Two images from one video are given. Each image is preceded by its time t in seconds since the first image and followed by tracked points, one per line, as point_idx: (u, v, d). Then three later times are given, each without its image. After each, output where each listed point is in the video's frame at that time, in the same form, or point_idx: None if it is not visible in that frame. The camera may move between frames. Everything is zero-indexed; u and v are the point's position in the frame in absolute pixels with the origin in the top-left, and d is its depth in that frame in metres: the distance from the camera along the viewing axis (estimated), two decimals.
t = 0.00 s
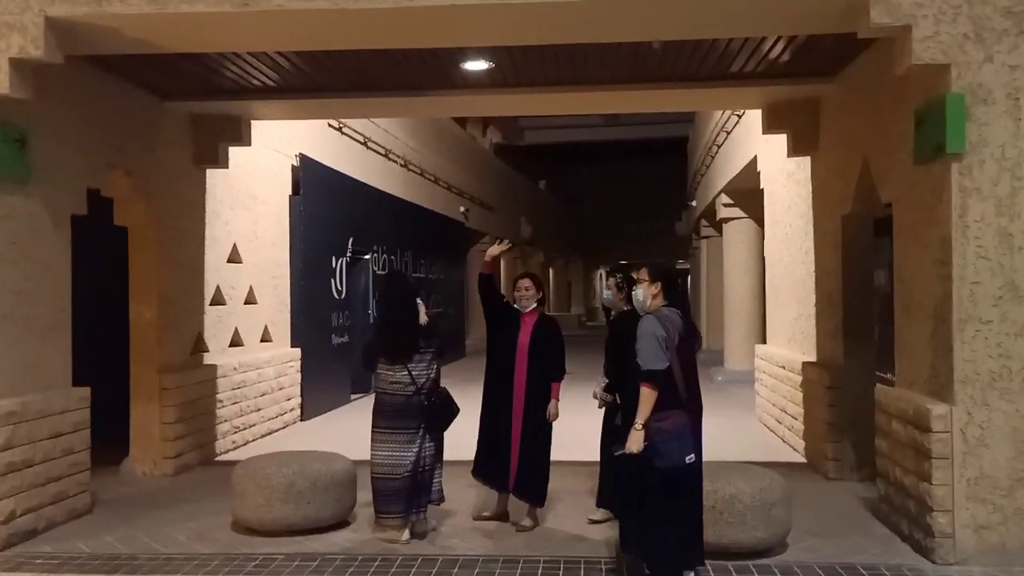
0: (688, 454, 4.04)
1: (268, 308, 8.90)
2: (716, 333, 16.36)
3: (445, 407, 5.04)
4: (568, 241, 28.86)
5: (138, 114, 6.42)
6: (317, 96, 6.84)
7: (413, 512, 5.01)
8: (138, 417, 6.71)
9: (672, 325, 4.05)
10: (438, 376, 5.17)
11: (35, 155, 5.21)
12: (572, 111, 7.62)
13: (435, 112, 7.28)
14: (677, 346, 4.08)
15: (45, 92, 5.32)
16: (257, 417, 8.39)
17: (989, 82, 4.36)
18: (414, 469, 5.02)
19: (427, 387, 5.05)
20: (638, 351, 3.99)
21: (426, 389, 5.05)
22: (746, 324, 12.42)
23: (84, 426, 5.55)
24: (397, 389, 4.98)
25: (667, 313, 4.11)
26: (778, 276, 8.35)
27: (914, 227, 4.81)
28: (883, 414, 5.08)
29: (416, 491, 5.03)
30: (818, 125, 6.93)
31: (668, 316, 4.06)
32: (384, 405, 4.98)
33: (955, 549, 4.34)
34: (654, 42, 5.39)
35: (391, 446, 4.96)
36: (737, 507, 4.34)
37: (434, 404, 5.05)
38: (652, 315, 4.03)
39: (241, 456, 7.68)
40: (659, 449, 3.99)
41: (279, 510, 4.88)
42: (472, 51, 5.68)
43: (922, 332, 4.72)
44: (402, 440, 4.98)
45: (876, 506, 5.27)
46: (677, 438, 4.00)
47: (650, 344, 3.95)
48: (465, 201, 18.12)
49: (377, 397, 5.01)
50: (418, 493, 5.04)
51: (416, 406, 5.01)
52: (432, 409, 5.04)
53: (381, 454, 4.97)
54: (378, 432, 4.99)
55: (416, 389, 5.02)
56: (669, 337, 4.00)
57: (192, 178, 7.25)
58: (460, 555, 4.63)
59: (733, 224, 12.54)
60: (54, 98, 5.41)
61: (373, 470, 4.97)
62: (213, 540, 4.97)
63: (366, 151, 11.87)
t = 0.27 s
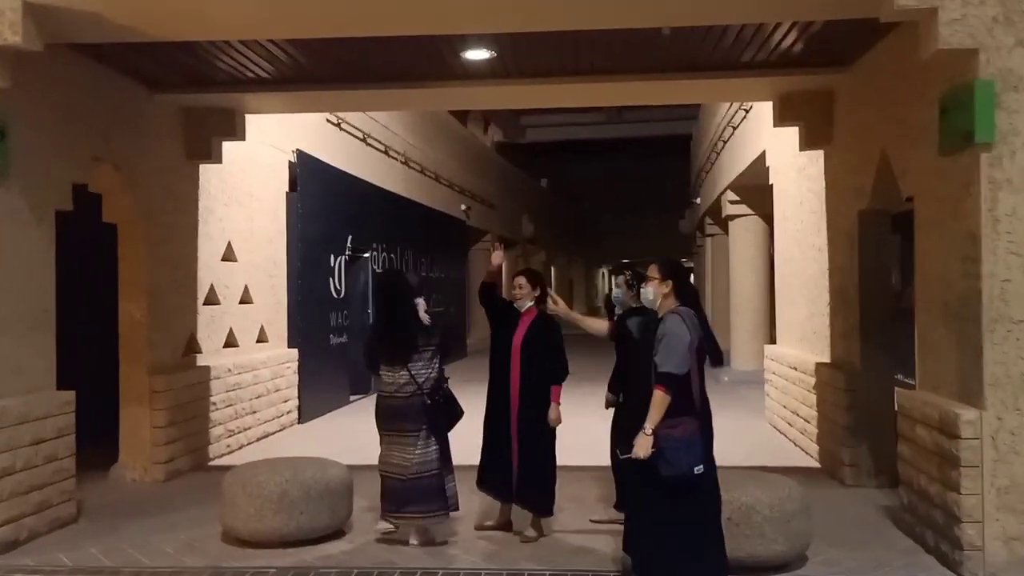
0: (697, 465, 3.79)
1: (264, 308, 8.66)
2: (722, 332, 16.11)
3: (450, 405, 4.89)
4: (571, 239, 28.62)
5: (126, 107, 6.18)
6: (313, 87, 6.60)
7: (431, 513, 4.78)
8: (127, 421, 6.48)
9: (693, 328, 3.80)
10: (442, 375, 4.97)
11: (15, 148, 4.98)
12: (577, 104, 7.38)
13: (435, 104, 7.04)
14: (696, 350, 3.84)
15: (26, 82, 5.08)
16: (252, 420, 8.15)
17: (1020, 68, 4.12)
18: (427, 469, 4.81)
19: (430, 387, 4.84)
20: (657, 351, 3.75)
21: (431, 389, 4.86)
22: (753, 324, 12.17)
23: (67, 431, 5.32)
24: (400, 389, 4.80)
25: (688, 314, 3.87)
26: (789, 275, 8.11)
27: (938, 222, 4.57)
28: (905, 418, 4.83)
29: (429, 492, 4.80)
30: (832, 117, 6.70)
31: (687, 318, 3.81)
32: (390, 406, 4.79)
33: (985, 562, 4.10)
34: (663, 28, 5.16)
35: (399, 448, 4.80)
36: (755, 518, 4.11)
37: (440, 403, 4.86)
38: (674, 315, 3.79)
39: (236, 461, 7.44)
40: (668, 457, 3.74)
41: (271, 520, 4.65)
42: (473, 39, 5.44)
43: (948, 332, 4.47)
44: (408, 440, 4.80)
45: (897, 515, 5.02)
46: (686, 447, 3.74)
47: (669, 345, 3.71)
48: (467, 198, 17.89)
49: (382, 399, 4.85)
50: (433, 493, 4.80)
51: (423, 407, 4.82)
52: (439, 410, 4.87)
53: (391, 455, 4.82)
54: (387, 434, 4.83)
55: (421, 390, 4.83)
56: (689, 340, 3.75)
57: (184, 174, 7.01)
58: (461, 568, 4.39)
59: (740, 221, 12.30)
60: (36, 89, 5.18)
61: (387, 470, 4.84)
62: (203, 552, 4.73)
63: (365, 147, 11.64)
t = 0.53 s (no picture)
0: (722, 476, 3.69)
1: (263, 306, 8.44)
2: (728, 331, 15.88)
3: (443, 408, 4.74)
4: (574, 237, 28.40)
5: (118, 97, 5.95)
6: (311, 78, 6.37)
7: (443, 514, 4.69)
8: (120, 423, 6.26)
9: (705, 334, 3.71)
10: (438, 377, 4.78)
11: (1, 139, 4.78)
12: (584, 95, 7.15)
13: (438, 95, 6.82)
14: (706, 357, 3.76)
15: (11, 70, 4.86)
16: (250, 421, 7.93)
17: None
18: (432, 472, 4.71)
19: (421, 391, 4.68)
20: (676, 363, 3.61)
21: (422, 393, 4.70)
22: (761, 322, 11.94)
23: (56, 433, 5.10)
24: (391, 394, 4.67)
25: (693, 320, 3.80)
26: (801, 273, 7.88)
27: (968, 215, 4.34)
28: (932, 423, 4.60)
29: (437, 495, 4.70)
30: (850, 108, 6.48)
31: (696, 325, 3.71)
32: (383, 411, 4.65)
33: None
34: (678, 13, 4.94)
35: (398, 453, 4.65)
36: (776, 527, 3.89)
37: (430, 408, 4.72)
38: (687, 322, 3.69)
39: (232, 463, 7.22)
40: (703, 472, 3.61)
41: (265, 528, 4.44)
42: (478, 25, 5.22)
43: (979, 332, 4.24)
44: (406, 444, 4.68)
45: (922, 523, 4.79)
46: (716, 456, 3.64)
47: (694, 355, 3.59)
48: (470, 195, 17.67)
49: (376, 403, 4.71)
50: (442, 494, 4.71)
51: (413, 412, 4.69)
52: (431, 414, 4.73)
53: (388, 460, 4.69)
54: (383, 438, 4.71)
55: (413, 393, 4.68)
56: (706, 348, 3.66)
57: (180, 167, 6.80)
58: None
59: (748, 218, 12.07)
60: (22, 78, 4.97)
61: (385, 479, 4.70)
62: (195, 561, 4.51)
63: (366, 142, 11.43)
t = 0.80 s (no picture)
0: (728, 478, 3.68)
1: (262, 304, 8.22)
2: (735, 328, 15.64)
3: (428, 408, 4.94)
4: (578, 234, 28.17)
5: (109, 87, 5.73)
6: (311, 68, 6.15)
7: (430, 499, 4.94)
8: (114, 426, 6.05)
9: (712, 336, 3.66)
10: (428, 380, 4.95)
11: None
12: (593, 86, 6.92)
13: (441, 86, 6.59)
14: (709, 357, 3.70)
15: None
16: (250, 423, 7.71)
17: None
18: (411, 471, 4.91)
19: (407, 392, 4.87)
20: (690, 370, 3.52)
21: (408, 395, 4.89)
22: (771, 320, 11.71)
23: (46, 439, 4.87)
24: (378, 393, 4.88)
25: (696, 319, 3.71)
26: (816, 269, 7.64)
27: (1003, 207, 4.11)
28: (964, 426, 4.37)
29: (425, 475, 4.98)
30: (870, 97, 6.24)
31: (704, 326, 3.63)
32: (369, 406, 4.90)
33: None
34: None
35: (381, 454, 4.83)
36: (803, 540, 3.66)
37: (415, 409, 4.89)
38: (696, 325, 3.59)
39: (230, 467, 6.99)
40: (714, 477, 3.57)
41: (264, 539, 4.23)
42: (485, 10, 4.98)
43: (1016, 330, 4.01)
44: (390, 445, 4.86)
45: (952, 531, 4.57)
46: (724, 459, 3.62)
47: (705, 359, 3.52)
48: (473, 192, 17.44)
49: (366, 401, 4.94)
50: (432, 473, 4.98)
51: (397, 411, 4.88)
52: (415, 414, 4.90)
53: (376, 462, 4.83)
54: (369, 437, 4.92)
55: (399, 393, 4.88)
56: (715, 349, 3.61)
57: (175, 161, 6.57)
58: None
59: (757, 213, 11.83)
60: (8, 66, 4.74)
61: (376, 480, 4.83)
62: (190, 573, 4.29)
63: (367, 137, 11.20)
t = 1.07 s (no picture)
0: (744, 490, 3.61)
1: (269, 304, 8.03)
2: (750, 327, 15.38)
3: (435, 406, 5.18)
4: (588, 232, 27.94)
5: (107, 82, 5.54)
6: (316, 61, 5.94)
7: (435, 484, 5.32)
8: (114, 432, 5.86)
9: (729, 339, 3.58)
10: (436, 379, 5.22)
11: None
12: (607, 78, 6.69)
13: (451, 79, 6.37)
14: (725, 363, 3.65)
15: None
16: (257, 426, 7.53)
17: None
18: (411, 474, 5.07)
19: (418, 390, 5.07)
20: (707, 372, 3.44)
21: (419, 394, 5.09)
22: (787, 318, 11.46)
23: (40, 446, 4.69)
24: (389, 393, 5.03)
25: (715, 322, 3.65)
26: (839, 266, 7.40)
27: None
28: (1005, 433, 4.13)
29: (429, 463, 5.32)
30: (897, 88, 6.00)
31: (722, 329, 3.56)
32: (381, 409, 5.03)
33: None
34: None
35: (392, 456, 4.97)
36: (841, 556, 3.44)
37: (425, 407, 5.12)
38: (714, 327, 3.53)
39: (237, 472, 6.79)
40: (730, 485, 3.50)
41: (268, 552, 4.03)
42: None
43: None
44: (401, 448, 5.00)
45: (990, 543, 4.33)
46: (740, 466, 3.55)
47: (722, 364, 3.44)
48: (482, 189, 17.23)
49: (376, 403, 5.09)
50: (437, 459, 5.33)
51: (408, 410, 5.07)
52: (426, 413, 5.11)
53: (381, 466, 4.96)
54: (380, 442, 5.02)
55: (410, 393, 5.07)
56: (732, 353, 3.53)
57: (178, 158, 6.39)
58: None
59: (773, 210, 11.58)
60: None
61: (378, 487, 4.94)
62: None
63: (375, 134, 11.00)
